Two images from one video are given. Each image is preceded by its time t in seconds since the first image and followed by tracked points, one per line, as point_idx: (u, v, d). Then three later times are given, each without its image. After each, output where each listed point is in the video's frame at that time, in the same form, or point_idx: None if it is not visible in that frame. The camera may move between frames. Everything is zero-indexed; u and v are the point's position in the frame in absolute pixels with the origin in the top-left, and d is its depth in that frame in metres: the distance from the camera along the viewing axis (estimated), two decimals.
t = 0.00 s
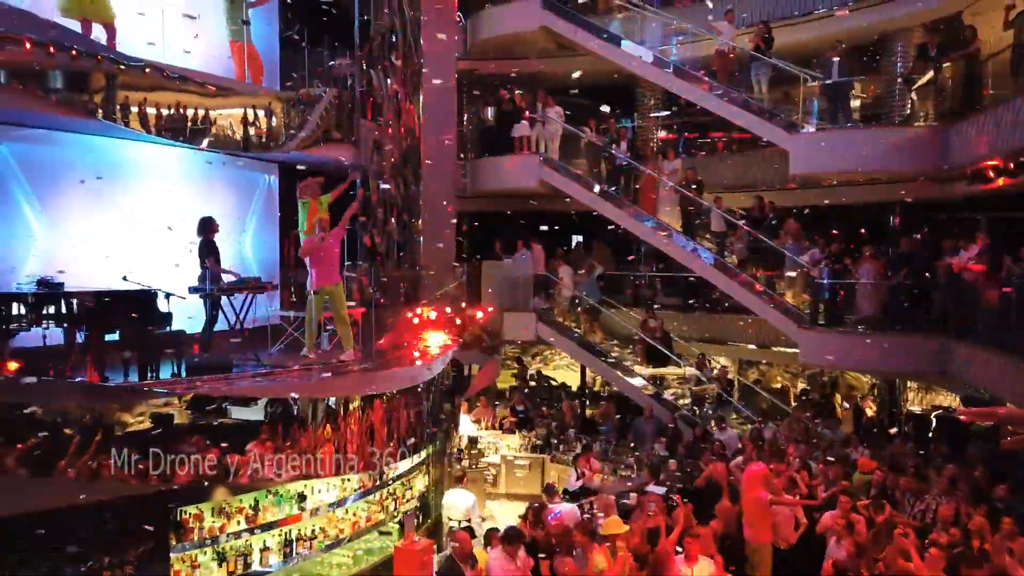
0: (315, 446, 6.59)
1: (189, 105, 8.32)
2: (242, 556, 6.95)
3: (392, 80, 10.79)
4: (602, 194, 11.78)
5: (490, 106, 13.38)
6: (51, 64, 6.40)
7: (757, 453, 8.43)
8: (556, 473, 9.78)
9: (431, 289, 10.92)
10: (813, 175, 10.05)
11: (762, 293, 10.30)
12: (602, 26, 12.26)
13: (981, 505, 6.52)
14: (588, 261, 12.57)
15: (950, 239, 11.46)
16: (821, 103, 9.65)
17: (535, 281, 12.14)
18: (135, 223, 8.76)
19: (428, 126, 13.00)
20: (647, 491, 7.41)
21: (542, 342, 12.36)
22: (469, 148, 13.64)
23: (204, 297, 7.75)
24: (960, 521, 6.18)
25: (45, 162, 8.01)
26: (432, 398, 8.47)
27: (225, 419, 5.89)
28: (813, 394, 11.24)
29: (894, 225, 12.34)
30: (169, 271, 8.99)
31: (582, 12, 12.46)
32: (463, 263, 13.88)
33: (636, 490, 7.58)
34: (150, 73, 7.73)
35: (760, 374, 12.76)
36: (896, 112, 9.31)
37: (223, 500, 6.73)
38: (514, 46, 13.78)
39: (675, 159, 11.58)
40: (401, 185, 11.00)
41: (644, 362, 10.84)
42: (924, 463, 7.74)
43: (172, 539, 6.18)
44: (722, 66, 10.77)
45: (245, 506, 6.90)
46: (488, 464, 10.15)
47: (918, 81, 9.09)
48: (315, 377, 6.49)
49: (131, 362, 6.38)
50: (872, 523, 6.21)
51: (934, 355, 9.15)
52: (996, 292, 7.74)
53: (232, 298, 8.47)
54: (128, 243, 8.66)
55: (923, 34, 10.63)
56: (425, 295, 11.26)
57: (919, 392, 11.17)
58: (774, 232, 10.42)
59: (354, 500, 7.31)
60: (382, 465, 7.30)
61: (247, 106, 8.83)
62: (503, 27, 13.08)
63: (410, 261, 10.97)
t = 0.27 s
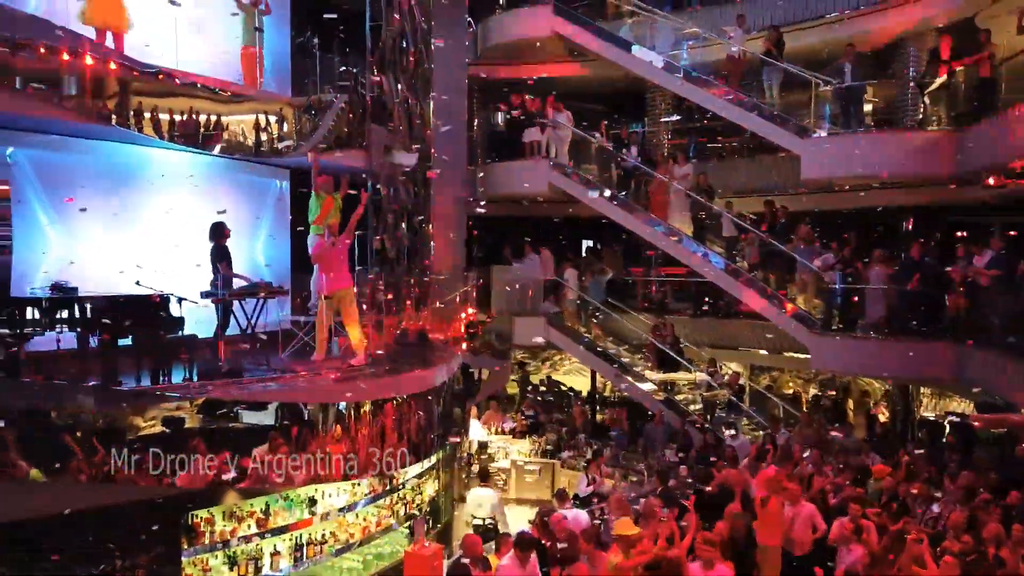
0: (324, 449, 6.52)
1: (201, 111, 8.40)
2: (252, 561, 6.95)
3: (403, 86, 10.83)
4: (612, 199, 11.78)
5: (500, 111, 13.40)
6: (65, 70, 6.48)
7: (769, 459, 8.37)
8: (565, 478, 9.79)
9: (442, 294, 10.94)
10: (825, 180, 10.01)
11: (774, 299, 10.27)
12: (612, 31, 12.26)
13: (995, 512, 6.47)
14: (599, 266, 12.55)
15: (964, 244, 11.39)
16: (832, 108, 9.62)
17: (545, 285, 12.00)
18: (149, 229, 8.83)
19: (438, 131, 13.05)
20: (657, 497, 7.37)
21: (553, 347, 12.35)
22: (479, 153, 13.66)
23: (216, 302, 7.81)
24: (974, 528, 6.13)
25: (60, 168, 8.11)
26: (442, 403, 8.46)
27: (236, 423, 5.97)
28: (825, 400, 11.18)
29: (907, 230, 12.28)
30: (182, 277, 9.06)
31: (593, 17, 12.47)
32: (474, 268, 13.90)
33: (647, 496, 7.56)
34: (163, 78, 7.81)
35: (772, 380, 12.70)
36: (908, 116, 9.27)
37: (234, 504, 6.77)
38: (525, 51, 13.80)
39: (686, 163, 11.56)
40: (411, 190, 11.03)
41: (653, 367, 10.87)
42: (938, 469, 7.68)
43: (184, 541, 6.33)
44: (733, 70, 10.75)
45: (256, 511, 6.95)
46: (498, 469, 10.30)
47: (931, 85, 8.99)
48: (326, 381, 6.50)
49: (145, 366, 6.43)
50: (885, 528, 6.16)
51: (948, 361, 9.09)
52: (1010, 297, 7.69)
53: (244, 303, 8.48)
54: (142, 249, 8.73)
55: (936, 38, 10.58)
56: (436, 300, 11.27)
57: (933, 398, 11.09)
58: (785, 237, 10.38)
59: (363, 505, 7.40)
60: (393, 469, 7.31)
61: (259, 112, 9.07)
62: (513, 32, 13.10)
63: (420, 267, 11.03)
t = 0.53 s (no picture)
0: (336, 454, 6.49)
1: (214, 118, 8.45)
2: (264, 564, 7.04)
3: (415, 92, 10.87)
4: (624, 204, 11.75)
5: (512, 117, 13.38)
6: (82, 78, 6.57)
7: (783, 466, 8.31)
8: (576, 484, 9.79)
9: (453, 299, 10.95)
10: (838, 185, 9.95)
11: (787, 305, 10.21)
12: (625, 36, 12.25)
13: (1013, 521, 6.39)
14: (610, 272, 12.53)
15: (979, 249, 11.30)
16: (846, 113, 9.56)
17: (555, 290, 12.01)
18: (163, 235, 8.88)
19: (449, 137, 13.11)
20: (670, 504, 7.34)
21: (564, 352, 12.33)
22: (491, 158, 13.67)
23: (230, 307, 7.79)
24: (992, 538, 6.06)
25: (76, 174, 8.20)
26: (454, 407, 8.47)
27: (249, 428, 5.89)
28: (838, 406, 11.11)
29: (922, 236, 12.19)
30: (196, 282, 9.10)
31: (605, 23, 12.48)
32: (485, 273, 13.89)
33: (659, 503, 7.51)
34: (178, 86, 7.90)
35: (785, 387, 12.63)
36: (922, 121, 9.21)
37: (247, 509, 6.80)
38: (536, 57, 13.82)
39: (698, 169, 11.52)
40: (423, 196, 11.06)
41: (665, 373, 10.76)
42: (954, 477, 7.60)
43: (198, 545, 6.33)
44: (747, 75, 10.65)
45: (268, 515, 6.89)
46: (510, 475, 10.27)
47: (946, 90, 8.95)
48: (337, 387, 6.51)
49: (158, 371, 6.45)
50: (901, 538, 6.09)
51: (964, 367, 9.01)
52: None
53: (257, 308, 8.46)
54: (156, 254, 8.78)
55: (950, 42, 10.51)
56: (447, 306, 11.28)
57: (948, 405, 11.00)
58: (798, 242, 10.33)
59: (375, 510, 7.40)
60: (405, 474, 7.32)
61: (272, 118, 9.08)
62: (526, 38, 13.11)
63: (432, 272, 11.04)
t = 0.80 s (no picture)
0: (350, 459, 6.46)
1: (230, 125, 8.53)
2: (279, 569, 7.01)
3: (429, 97, 10.90)
4: (639, 210, 11.70)
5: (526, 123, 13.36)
6: (99, 86, 6.78)
7: (798, 473, 8.24)
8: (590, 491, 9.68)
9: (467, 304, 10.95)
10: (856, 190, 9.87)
11: (804, 311, 10.13)
12: (638, 42, 12.24)
13: None
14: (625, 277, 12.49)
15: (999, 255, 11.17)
16: (862, 118, 9.49)
17: (568, 295, 12.03)
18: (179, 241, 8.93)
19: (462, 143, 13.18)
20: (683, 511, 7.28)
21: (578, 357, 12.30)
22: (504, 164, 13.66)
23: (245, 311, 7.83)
24: (1009, 547, 5.97)
25: (94, 179, 8.36)
26: (468, 412, 8.45)
27: (264, 431, 5.97)
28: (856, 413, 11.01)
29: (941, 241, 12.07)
30: (212, 287, 9.15)
31: (618, 29, 12.49)
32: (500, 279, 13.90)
33: (673, 509, 7.46)
34: (197, 97, 8.25)
35: (802, 393, 12.54)
36: (940, 126, 9.13)
37: (262, 513, 6.81)
38: (551, 63, 13.84)
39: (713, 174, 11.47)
40: (437, 202, 11.07)
41: (680, 379, 10.74)
42: (972, 486, 7.51)
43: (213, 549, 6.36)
44: (761, 80, 10.59)
45: (283, 519, 6.97)
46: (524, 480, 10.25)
47: (963, 94, 8.99)
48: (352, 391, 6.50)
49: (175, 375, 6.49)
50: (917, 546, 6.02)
51: (983, 374, 8.89)
52: None
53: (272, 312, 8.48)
54: (172, 260, 8.83)
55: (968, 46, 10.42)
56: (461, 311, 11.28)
57: (968, 412, 10.87)
58: (815, 247, 10.24)
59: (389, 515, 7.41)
60: (419, 480, 7.30)
61: (287, 124, 8.97)
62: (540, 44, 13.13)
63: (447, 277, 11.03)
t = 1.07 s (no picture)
0: (367, 464, 6.43)
1: (252, 132, 8.59)
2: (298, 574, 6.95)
3: (448, 104, 10.94)
4: (658, 216, 11.67)
5: (544, 128, 13.37)
6: (123, 95, 6.67)
7: (820, 481, 8.14)
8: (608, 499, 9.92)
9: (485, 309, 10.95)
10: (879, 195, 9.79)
11: (825, 317, 10.05)
12: (658, 47, 12.22)
13: None
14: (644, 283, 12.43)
15: None
16: (884, 122, 9.39)
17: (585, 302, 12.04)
18: (200, 247, 9.01)
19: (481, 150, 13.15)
20: (703, 520, 7.21)
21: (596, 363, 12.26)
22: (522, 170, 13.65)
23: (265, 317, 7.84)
24: None
25: (116, 186, 8.40)
26: (486, 418, 8.45)
27: (282, 436, 5.93)
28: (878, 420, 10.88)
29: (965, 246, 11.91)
30: (233, 293, 9.23)
31: (637, 34, 12.47)
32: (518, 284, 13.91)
33: (692, 518, 7.39)
34: (217, 104, 8.09)
35: (824, 401, 12.41)
36: (965, 130, 9.01)
37: (282, 517, 6.79)
38: (570, 69, 13.85)
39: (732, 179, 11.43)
40: (456, 207, 11.09)
41: (700, 386, 10.58)
42: (998, 496, 7.37)
43: (233, 554, 6.35)
44: (781, 84, 10.51)
45: (302, 524, 6.96)
46: (542, 486, 10.23)
47: (988, 98, 8.82)
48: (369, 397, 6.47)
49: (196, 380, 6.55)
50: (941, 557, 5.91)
51: (1008, 382, 8.74)
52: None
53: (292, 318, 8.53)
54: (194, 266, 8.91)
55: (992, 50, 10.29)
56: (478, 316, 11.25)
57: (993, 419, 10.70)
58: (836, 253, 10.15)
59: (408, 520, 7.46)
60: (437, 485, 7.29)
61: (307, 131, 9.08)
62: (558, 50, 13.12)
63: (465, 282, 11.04)
